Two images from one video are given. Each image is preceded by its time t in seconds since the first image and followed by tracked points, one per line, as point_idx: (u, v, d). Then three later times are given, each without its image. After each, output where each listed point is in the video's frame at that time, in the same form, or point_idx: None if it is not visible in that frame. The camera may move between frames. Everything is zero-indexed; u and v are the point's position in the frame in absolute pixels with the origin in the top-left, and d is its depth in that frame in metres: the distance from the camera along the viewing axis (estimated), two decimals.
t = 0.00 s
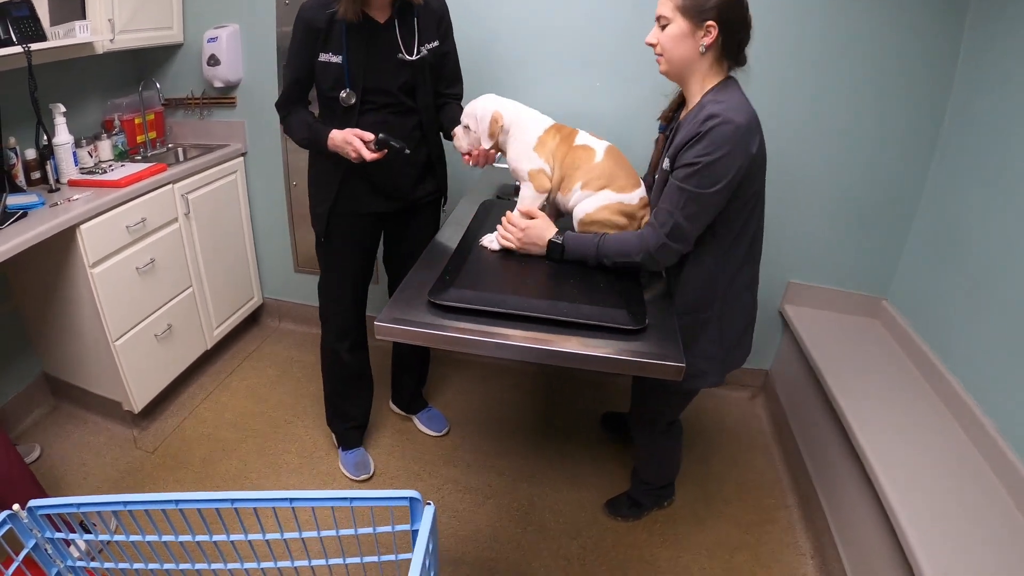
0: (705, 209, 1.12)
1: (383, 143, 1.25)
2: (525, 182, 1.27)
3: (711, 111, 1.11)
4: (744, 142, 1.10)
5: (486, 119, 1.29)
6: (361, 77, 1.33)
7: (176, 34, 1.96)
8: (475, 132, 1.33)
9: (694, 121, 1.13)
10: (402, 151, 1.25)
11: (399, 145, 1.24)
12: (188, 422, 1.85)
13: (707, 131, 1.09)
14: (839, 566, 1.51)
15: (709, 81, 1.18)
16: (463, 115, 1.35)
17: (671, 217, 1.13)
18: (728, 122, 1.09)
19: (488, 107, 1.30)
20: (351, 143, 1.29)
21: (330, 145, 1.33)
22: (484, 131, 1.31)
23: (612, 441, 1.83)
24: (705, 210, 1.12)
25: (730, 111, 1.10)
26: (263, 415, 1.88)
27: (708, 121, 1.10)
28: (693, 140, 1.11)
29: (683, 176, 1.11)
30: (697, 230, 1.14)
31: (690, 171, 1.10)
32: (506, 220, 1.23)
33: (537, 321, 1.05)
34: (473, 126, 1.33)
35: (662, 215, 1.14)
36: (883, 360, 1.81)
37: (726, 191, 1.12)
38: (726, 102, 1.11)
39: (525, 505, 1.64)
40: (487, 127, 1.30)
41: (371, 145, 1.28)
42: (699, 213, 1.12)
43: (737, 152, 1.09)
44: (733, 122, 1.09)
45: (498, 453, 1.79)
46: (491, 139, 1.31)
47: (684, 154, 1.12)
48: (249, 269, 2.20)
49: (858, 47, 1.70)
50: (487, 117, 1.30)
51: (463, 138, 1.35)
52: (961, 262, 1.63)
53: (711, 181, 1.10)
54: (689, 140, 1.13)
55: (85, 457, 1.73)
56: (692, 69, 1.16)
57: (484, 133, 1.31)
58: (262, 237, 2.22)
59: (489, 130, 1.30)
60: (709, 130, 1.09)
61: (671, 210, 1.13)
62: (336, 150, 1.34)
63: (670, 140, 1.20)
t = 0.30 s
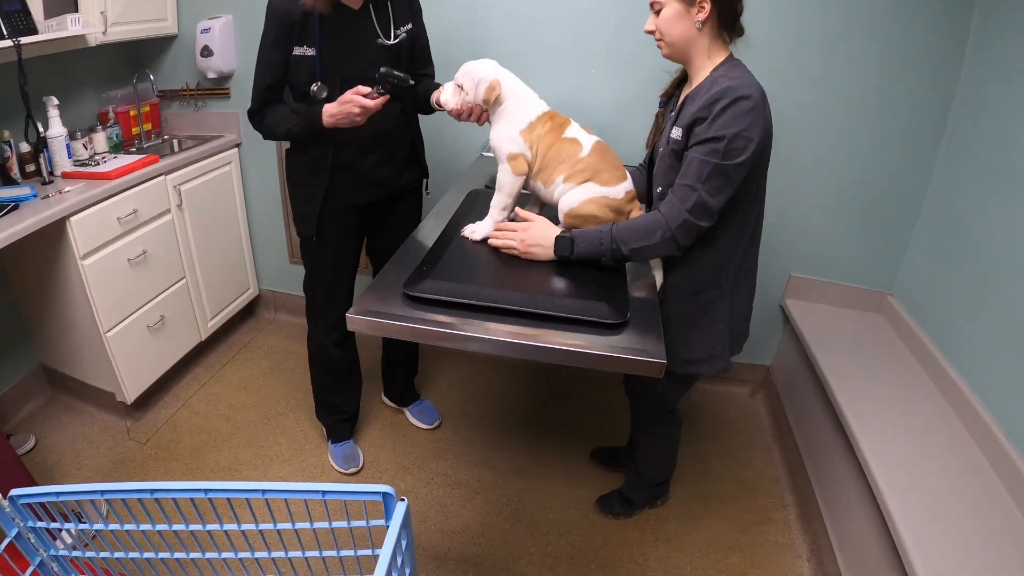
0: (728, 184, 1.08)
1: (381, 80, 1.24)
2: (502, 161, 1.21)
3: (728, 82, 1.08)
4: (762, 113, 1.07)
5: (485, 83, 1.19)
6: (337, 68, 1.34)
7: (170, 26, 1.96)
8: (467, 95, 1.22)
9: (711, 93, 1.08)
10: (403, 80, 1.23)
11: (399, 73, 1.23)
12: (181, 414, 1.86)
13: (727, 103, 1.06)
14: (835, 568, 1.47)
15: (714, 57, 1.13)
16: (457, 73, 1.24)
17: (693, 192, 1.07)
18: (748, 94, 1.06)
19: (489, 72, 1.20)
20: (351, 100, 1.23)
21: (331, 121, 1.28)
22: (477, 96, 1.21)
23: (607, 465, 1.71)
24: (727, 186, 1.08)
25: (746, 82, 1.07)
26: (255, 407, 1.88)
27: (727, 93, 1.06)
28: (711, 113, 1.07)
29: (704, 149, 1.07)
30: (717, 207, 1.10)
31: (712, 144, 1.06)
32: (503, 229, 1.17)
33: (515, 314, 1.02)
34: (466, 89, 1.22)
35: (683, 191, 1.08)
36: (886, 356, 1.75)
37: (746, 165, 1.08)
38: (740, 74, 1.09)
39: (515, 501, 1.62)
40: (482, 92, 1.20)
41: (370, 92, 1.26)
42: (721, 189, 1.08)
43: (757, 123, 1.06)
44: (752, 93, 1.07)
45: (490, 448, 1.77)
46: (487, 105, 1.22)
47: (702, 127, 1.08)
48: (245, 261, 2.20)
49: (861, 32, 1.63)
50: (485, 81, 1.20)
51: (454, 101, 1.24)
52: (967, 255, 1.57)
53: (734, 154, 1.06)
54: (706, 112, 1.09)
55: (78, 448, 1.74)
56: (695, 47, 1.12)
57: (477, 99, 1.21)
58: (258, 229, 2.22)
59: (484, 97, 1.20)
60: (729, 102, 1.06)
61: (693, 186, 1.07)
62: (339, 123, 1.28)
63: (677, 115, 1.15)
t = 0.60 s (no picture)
0: (718, 174, 1.03)
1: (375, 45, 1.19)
2: (487, 151, 1.20)
3: (716, 68, 1.03)
4: (753, 99, 1.02)
5: (475, 71, 1.16)
6: (326, 61, 1.34)
7: (167, 22, 1.97)
8: (456, 79, 1.17)
9: (699, 80, 1.04)
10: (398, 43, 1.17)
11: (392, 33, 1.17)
12: (177, 406, 1.87)
13: (715, 90, 1.01)
14: (830, 567, 1.45)
15: (708, 45, 1.09)
16: (444, 57, 1.19)
17: (682, 184, 1.03)
18: (737, 80, 1.01)
19: (479, 57, 1.17)
20: (342, 71, 1.20)
21: (326, 94, 1.25)
22: (466, 81, 1.17)
23: (598, 461, 1.70)
24: (718, 176, 1.03)
25: (736, 68, 1.03)
26: (250, 400, 1.89)
27: (715, 80, 1.02)
28: (699, 101, 1.03)
29: (692, 139, 1.02)
30: (708, 200, 1.05)
31: (700, 133, 1.01)
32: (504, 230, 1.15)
33: (496, 306, 1.01)
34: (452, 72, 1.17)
35: (672, 184, 1.04)
36: (886, 354, 1.72)
37: (737, 154, 1.03)
38: (729, 61, 1.04)
39: (506, 496, 1.61)
40: (472, 78, 1.17)
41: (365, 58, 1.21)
42: (711, 180, 1.03)
43: (747, 110, 1.01)
44: (740, 78, 1.02)
45: (483, 443, 1.76)
46: (476, 92, 1.19)
47: (690, 117, 1.04)
48: (242, 255, 2.21)
49: (862, 22, 1.60)
50: (476, 66, 1.17)
51: (439, 85, 1.18)
52: (969, 251, 1.53)
53: (724, 143, 1.01)
54: (694, 101, 1.05)
55: (75, 441, 1.76)
56: (687, 36, 1.08)
57: (466, 85, 1.17)
58: (256, 224, 2.22)
59: (474, 83, 1.17)
60: (717, 88, 1.01)
61: (681, 178, 1.03)
62: (334, 95, 1.25)
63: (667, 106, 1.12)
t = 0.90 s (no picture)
0: (707, 157, 0.96)
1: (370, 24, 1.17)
2: (488, 124, 1.20)
3: (702, 42, 0.96)
4: (746, 74, 0.94)
5: (483, 43, 1.16)
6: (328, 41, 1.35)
7: (173, 9, 1.98)
8: (462, 50, 1.16)
9: (685, 57, 0.98)
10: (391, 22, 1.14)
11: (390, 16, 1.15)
12: (181, 390, 1.87)
13: (699, 67, 0.95)
14: (834, 551, 1.43)
15: (707, 17, 1.01)
16: (448, 29, 1.18)
17: (668, 169, 0.98)
18: (724, 53, 0.94)
19: (485, 29, 1.17)
20: (337, 49, 1.22)
21: (323, 70, 1.26)
22: (474, 53, 1.16)
23: (602, 443, 1.69)
24: (706, 159, 0.97)
25: (727, 40, 0.95)
26: (253, 384, 1.89)
27: (700, 55, 0.95)
28: (687, 78, 0.97)
29: (676, 121, 0.97)
30: (697, 187, 0.99)
31: (684, 113, 0.95)
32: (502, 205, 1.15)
33: (495, 276, 1.00)
34: (458, 44, 1.17)
35: (657, 169, 1.00)
36: (893, 339, 1.70)
37: (728, 135, 0.96)
38: (719, 32, 0.97)
39: (509, 479, 1.60)
40: (480, 50, 1.16)
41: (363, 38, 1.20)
42: (698, 163, 0.97)
43: (736, 86, 0.94)
44: (728, 51, 0.94)
45: (486, 427, 1.76)
46: (482, 64, 1.18)
47: (676, 96, 0.98)
48: (248, 242, 2.22)
49: (867, 4, 1.59)
50: (483, 38, 1.16)
51: (445, 57, 1.16)
52: (977, 233, 1.51)
53: (709, 123, 0.94)
54: (681, 79, 0.98)
55: (80, 424, 1.77)
56: (685, 9, 1.01)
57: (473, 56, 1.17)
58: (261, 212, 2.23)
59: (480, 54, 1.17)
60: (703, 64, 0.95)
61: (665, 163, 0.98)
62: (329, 73, 1.25)
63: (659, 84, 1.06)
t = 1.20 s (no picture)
0: (674, 142, 0.95)
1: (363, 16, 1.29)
2: (484, 127, 1.22)
3: (695, 42, 0.97)
4: (733, 87, 0.97)
5: (479, 46, 1.17)
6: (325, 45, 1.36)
7: (172, 12, 2.00)
8: (458, 54, 1.17)
9: (677, 53, 0.99)
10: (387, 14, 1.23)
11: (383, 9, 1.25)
12: (182, 389, 1.90)
13: (688, 63, 0.96)
14: (828, 546, 1.46)
15: (690, 22, 1.03)
16: (444, 31, 1.18)
17: (635, 139, 0.95)
18: (716, 56, 0.95)
19: (481, 32, 1.18)
20: (336, 46, 1.23)
21: (322, 69, 1.27)
22: (471, 57, 1.18)
23: (602, 447, 1.69)
24: (674, 146, 0.95)
25: (722, 48, 0.96)
26: (254, 384, 1.91)
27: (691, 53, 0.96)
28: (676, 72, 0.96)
29: (654, 103, 0.95)
30: (649, 173, 0.97)
31: (664, 98, 0.95)
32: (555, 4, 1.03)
33: (491, 277, 1.02)
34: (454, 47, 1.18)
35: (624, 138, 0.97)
36: (886, 338, 1.73)
37: (700, 130, 0.96)
38: (713, 36, 0.98)
39: (506, 476, 1.62)
40: (477, 53, 1.18)
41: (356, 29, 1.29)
42: (666, 145, 0.95)
43: (719, 90, 0.95)
44: (717, 55, 0.95)
45: (484, 425, 1.78)
46: (478, 67, 1.20)
47: (661, 84, 0.97)
48: (247, 243, 2.24)
49: (859, 7, 1.62)
50: (479, 42, 1.18)
51: (440, 58, 1.17)
52: (968, 233, 1.54)
53: (687, 112, 0.94)
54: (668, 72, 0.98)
55: (82, 423, 1.79)
56: (668, 17, 1.02)
57: (470, 60, 1.18)
58: (261, 213, 2.25)
59: (477, 58, 1.18)
60: (697, 62, 0.95)
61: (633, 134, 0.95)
62: (329, 69, 1.27)
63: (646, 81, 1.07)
